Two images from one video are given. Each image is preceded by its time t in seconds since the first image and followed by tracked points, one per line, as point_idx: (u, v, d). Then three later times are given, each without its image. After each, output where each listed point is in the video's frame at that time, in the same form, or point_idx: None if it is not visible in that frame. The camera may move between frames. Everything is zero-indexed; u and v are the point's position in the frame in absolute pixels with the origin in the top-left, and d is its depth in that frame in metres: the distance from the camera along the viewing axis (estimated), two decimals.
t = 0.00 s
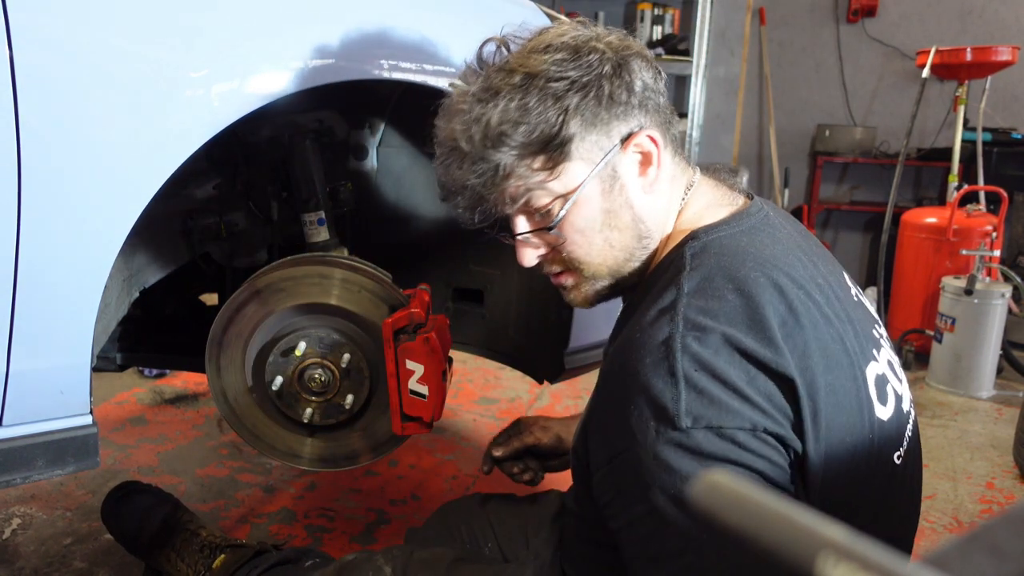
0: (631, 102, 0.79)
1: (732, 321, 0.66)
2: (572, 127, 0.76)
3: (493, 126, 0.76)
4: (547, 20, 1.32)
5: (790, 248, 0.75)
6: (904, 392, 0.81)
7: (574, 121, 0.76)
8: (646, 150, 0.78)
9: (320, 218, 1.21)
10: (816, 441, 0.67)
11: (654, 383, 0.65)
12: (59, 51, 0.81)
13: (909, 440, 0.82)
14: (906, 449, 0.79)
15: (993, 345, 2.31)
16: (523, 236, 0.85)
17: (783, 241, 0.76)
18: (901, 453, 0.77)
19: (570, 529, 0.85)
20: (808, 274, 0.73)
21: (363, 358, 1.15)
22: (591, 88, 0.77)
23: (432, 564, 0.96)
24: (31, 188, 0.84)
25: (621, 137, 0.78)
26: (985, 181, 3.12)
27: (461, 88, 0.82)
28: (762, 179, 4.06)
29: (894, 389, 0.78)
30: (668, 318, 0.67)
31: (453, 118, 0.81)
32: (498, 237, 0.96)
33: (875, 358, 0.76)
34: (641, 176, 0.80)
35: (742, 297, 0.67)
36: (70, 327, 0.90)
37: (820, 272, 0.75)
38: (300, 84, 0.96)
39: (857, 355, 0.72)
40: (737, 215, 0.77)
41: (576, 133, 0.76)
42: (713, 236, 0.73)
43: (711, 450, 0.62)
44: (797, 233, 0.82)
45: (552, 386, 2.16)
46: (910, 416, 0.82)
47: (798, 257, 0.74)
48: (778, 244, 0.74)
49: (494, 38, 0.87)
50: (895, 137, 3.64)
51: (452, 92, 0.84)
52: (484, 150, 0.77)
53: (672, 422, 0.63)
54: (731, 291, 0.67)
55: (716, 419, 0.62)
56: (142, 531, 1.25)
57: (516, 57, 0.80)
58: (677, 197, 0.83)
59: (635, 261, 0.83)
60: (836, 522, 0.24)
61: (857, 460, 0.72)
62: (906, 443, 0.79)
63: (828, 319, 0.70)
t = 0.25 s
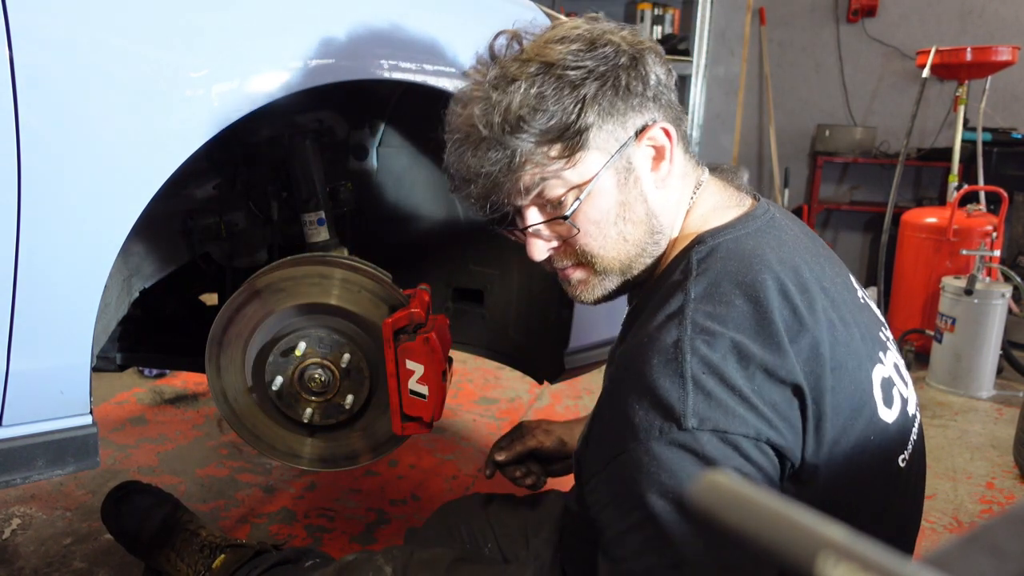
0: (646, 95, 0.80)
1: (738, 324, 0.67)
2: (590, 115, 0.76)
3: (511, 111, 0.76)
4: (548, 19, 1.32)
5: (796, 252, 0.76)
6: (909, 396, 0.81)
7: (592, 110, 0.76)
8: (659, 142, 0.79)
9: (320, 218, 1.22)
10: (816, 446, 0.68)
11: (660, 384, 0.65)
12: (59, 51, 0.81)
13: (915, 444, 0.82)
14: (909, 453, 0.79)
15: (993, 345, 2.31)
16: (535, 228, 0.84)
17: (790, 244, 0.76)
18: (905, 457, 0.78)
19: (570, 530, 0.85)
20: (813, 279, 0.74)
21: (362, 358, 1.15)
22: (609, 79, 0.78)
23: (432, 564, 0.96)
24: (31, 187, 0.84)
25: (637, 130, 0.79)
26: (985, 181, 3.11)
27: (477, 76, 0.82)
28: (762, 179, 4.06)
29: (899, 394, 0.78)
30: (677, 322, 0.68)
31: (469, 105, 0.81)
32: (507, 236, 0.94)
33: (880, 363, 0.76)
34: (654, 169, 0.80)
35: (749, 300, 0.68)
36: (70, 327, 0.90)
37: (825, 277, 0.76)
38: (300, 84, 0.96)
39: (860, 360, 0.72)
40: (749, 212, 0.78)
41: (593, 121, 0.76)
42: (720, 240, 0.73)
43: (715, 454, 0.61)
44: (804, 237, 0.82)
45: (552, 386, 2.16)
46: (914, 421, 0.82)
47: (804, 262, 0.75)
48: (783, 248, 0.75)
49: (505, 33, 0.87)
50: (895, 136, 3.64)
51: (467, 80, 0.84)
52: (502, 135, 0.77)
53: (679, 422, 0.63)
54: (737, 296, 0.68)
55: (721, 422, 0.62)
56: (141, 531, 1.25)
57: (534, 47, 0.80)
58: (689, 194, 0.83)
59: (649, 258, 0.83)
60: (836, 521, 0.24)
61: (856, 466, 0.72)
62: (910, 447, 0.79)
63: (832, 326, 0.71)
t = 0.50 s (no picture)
0: (655, 92, 0.80)
1: (758, 325, 0.66)
2: (594, 113, 0.76)
3: (515, 104, 0.76)
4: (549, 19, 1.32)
5: (807, 254, 0.75)
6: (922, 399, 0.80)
7: (597, 108, 0.76)
8: (664, 143, 0.79)
9: (320, 218, 1.22)
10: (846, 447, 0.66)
11: (684, 386, 0.63)
12: (59, 51, 0.81)
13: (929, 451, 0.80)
14: (924, 459, 0.78)
15: (993, 346, 2.30)
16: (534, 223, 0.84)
17: (799, 245, 0.76)
18: (921, 462, 0.77)
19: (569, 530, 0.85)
20: (827, 280, 0.74)
21: (362, 358, 1.15)
22: (615, 75, 0.78)
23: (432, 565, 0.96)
24: (31, 189, 0.84)
25: (642, 129, 0.78)
26: (985, 181, 3.11)
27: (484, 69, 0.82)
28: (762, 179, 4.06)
29: (916, 397, 0.77)
30: (695, 325, 0.67)
31: (474, 96, 0.80)
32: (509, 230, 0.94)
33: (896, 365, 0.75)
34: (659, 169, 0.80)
35: (766, 301, 0.68)
36: (70, 327, 0.90)
37: (837, 277, 0.76)
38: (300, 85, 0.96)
39: (878, 360, 0.72)
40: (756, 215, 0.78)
41: (596, 118, 0.76)
42: (729, 239, 0.73)
43: (749, 458, 0.60)
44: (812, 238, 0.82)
45: (552, 386, 2.16)
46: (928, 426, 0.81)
47: (816, 264, 0.75)
48: (795, 249, 0.75)
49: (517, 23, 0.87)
50: (895, 137, 3.64)
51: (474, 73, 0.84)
52: (504, 129, 0.77)
53: (707, 426, 0.61)
54: (755, 298, 0.68)
55: (749, 423, 0.61)
56: (140, 531, 1.24)
57: (541, 40, 0.80)
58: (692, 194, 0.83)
59: (649, 257, 0.83)
60: (837, 522, 0.24)
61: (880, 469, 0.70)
62: (924, 452, 0.78)
63: (849, 325, 0.71)
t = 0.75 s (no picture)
0: (655, 102, 0.74)
1: (797, 330, 0.65)
2: (570, 115, 0.75)
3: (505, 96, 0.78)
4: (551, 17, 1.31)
5: (834, 258, 0.75)
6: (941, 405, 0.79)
7: (574, 107, 0.74)
8: (646, 160, 0.75)
9: (320, 218, 1.22)
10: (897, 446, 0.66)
11: (731, 396, 0.62)
12: (60, 51, 0.81)
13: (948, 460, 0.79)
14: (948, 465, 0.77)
15: (993, 345, 2.30)
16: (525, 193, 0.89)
17: (824, 248, 0.75)
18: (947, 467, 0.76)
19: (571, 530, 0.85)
20: (852, 282, 0.73)
21: (363, 358, 1.15)
22: (606, 80, 0.73)
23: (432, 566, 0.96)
24: (31, 189, 0.84)
25: (624, 141, 0.75)
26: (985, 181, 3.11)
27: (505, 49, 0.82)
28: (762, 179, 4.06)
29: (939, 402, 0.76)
30: (731, 334, 0.65)
31: (486, 77, 0.83)
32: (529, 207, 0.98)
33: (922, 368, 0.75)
34: (639, 183, 0.77)
35: (801, 306, 0.66)
36: (70, 327, 0.90)
37: (861, 282, 0.75)
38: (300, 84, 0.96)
39: (909, 363, 0.71)
40: (755, 235, 0.73)
41: (574, 119, 0.75)
42: (757, 244, 0.72)
43: (808, 460, 0.59)
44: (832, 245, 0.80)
45: (553, 386, 2.16)
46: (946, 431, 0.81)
47: (841, 268, 0.74)
48: (821, 252, 0.74)
49: None
50: (895, 137, 3.64)
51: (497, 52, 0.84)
52: (495, 112, 0.81)
53: (760, 434, 0.60)
54: (789, 303, 0.66)
55: (802, 426, 0.61)
56: (140, 531, 1.24)
57: (554, 29, 0.77)
58: (688, 207, 0.79)
59: (632, 259, 0.83)
60: (837, 521, 0.23)
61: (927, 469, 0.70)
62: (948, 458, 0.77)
63: (880, 328, 0.70)
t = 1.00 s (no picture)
0: (677, 92, 0.74)
1: (804, 325, 0.64)
2: (595, 89, 0.77)
3: (545, 58, 0.82)
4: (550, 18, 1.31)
5: (849, 262, 0.73)
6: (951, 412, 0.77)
7: (600, 82, 0.77)
8: (663, 147, 0.76)
9: (320, 218, 1.23)
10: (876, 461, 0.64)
11: (717, 385, 0.62)
12: (60, 51, 0.81)
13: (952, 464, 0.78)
14: (949, 471, 0.76)
15: (993, 345, 2.30)
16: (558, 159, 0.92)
17: (840, 252, 0.73)
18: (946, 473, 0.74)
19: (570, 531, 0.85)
20: (865, 286, 0.71)
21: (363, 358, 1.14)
22: (636, 62, 0.75)
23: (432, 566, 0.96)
24: (31, 189, 0.84)
25: (641, 126, 0.76)
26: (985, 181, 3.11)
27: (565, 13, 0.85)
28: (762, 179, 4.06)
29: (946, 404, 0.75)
30: (734, 320, 0.65)
31: (538, 38, 0.86)
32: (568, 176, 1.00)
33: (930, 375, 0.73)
34: (652, 169, 0.78)
35: (812, 301, 0.65)
36: (70, 327, 0.90)
37: (877, 287, 0.73)
38: (300, 84, 0.96)
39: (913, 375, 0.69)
40: (763, 233, 0.72)
41: (595, 95, 0.78)
42: (772, 237, 0.71)
43: (770, 466, 0.59)
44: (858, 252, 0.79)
45: (553, 386, 2.16)
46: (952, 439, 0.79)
47: (857, 270, 0.73)
48: (839, 252, 0.73)
49: None
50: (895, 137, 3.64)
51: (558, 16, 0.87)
52: (537, 72, 0.84)
53: (731, 430, 0.60)
54: (801, 297, 0.66)
55: (777, 432, 0.60)
56: (140, 531, 1.24)
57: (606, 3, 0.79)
58: (704, 200, 0.78)
59: (643, 241, 0.83)
60: (836, 521, 0.23)
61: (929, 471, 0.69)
62: (950, 464, 0.76)
63: (888, 335, 0.68)
